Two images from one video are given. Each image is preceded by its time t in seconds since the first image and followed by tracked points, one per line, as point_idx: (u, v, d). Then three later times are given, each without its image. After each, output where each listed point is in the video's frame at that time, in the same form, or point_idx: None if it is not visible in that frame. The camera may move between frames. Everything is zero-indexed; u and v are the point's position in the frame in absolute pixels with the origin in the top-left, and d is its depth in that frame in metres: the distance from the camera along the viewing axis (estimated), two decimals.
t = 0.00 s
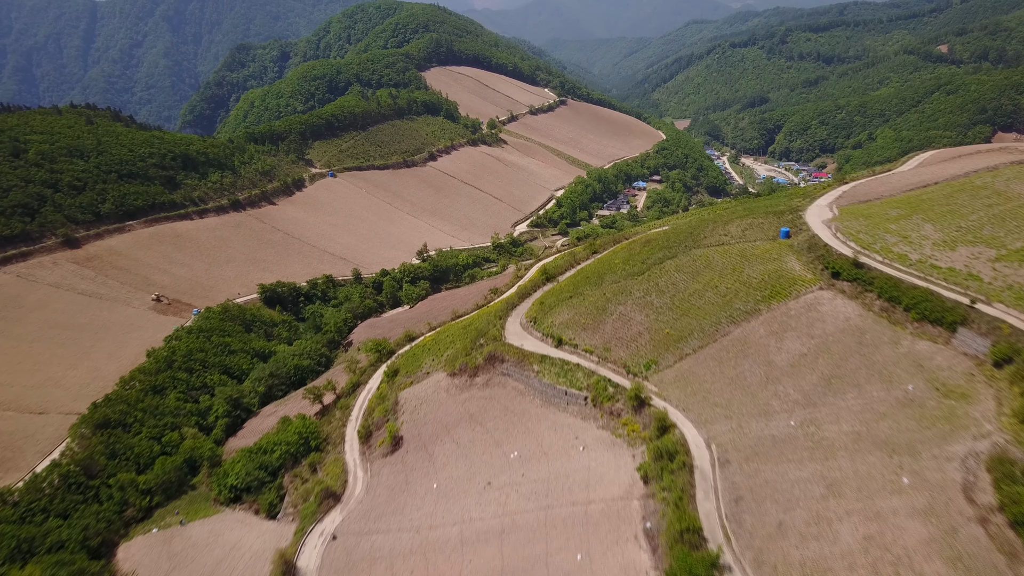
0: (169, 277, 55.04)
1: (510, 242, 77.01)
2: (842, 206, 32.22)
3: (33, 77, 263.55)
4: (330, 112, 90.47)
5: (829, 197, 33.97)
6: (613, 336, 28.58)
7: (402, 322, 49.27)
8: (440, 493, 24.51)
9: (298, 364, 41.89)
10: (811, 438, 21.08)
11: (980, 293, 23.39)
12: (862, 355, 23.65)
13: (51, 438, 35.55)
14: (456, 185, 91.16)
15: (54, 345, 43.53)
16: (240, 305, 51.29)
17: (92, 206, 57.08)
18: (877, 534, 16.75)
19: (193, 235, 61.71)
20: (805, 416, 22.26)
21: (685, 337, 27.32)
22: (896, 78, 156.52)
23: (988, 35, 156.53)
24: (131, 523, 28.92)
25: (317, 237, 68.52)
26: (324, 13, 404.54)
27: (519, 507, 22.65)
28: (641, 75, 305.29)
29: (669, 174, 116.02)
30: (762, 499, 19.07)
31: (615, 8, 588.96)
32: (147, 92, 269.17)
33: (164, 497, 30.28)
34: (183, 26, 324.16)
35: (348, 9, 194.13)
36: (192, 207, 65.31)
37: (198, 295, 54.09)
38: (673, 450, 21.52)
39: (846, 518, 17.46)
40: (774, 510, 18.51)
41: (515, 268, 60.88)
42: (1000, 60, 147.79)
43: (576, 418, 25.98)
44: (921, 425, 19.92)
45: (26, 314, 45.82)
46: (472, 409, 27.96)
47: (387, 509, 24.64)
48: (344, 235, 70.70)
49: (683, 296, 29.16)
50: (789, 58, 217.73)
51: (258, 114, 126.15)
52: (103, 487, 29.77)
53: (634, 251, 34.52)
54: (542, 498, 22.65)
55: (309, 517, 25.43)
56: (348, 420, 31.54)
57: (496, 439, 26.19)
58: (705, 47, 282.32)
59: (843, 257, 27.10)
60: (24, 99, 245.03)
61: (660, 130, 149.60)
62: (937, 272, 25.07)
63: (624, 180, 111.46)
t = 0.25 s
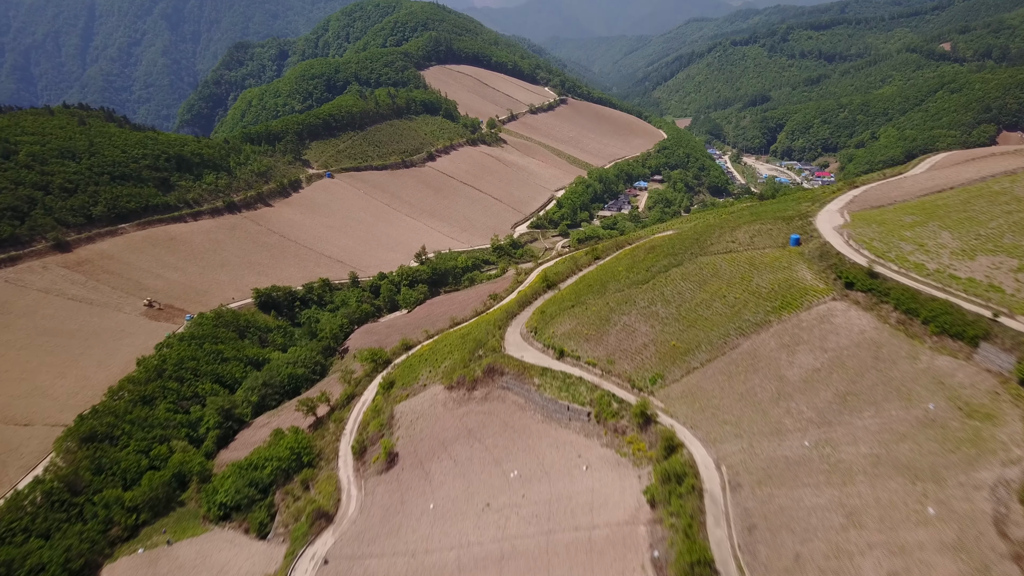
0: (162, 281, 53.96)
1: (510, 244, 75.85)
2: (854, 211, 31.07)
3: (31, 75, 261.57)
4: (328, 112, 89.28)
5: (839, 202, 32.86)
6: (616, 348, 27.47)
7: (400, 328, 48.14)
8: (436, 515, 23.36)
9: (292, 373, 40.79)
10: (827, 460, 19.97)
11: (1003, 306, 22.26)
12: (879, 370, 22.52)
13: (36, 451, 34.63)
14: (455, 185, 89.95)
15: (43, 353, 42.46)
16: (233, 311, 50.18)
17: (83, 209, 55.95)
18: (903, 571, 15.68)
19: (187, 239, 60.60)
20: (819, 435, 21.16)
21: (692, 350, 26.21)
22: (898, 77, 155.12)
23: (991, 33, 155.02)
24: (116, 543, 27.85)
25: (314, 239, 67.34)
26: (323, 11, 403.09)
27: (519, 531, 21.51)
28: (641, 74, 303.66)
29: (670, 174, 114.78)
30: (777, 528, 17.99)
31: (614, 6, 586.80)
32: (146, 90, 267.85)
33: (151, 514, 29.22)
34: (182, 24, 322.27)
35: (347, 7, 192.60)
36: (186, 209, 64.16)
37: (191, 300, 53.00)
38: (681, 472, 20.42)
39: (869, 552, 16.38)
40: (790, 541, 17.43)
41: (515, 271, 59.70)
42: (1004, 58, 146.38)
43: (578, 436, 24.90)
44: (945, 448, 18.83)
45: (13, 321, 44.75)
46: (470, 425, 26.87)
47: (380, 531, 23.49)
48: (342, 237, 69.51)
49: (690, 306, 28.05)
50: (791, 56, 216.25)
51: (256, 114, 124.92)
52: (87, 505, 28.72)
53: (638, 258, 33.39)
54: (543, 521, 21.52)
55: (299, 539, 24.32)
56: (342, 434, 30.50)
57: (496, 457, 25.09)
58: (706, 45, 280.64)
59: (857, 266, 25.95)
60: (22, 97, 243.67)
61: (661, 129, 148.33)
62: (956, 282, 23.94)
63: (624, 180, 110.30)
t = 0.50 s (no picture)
0: (154, 287, 52.83)
1: (510, 247, 74.68)
2: (867, 218, 29.93)
3: (28, 74, 259.67)
4: (325, 112, 88.08)
5: (850, 208, 31.72)
6: (621, 362, 26.35)
7: (397, 335, 47.00)
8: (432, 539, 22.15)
9: (285, 383, 39.68)
10: (846, 486, 18.87)
11: None
12: (898, 389, 21.39)
13: (21, 467, 33.85)
14: (454, 187, 88.74)
15: (31, 362, 41.39)
16: (227, 318, 49.10)
17: (74, 212, 54.78)
18: None
19: (180, 243, 59.46)
20: (837, 458, 20.04)
21: (700, 364, 25.09)
22: (901, 75, 153.72)
23: (995, 31, 153.52)
24: (100, 565, 26.78)
25: (310, 243, 66.17)
26: (322, 10, 401.36)
27: (520, 558, 20.30)
28: (641, 73, 302.10)
29: (672, 174, 113.55)
30: (795, 562, 16.90)
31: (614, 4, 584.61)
32: (144, 90, 266.29)
33: (137, 534, 28.13)
34: (180, 23, 320.61)
35: (345, 6, 191.12)
36: (180, 212, 62.98)
37: (184, 305, 51.87)
38: (692, 498, 19.30)
39: None
40: None
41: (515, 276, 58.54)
42: (1007, 57, 144.94)
43: (582, 455, 23.76)
44: (972, 475, 17.73)
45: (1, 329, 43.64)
46: (469, 442, 25.74)
47: (374, 557, 22.30)
48: (339, 240, 68.35)
49: (697, 317, 26.93)
50: (792, 55, 214.73)
51: (253, 114, 123.66)
52: (71, 525, 27.61)
53: (642, 265, 32.25)
54: (546, 548, 20.33)
55: (289, 564, 23.16)
56: (336, 450, 29.40)
57: (495, 477, 23.94)
58: (706, 43, 278.92)
59: (873, 276, 24.80)
60: (20, 97, 241.85)
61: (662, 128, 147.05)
62: (978, 295, 22.79)
63: (625, 180, 109.07)
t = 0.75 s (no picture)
0: (146, 292, 51.72)
1: (509, 249, 73.50)
2: (880, 224, 28.78)
3: (26, 72, 257.82)
4: (322, 112, 86.86)
5: (862, 213, 30.59)
6: (626, 376, 25.24)
7: (394, 341, 45.90)
8: (429, 565, 21.03)
9: (279, 393, 38.60)
10: (866, 514, 17.77)
11: None
12: (919, 408, 20.28)
13: (4, 482, 32.81)
14: (453, 187, 87.49)
15: (18, 370, 40.34)
16: (220, 323, 48.05)
17: (65, 215, 53.62)
18: None
19: (174, 246, 58.34)
20: (855, 483, 18.94)
21: (709, 379, 23.99)
22: (904, 73, 152.30)
23: (999, 28, 151.86)
24: None
25: (307, 245, 64.97)
26: (321, 8, 399.52)
27: None
28: (642, 70, 300.34)
29: (673, 174, 112.29)
30: None
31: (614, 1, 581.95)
32: (142, 88, 264.74)
33: (123, 555, 27.07)
34: (179, 21, 318.74)
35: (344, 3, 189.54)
36: (173, 214, 61.79)
37: (177, 311, 50.77)
38: (702, 525, 18.24)
39: None
40: None
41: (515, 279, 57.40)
42: (1011, 54, 143.46)
43: (586, 476, 22.66)
44: (1002, 504, 16.63)
45: None
46: (468, 461, 24.68)
47: None
48: (336, 242, 67.20)
49: (705, 329, 25.84)
50: (793, 52, 213.08)
51: (251, 113, 122.38)
52: (53, 545, 26.64)
53: (647, 273, 31.12)
54: None
55: None
56: (330, 466, 28.37)
57: (495, 498, 22.85)
58: (707, 41, 277.05)
59: (889, 287, 23.65)
60: (17, 95, 240.15)
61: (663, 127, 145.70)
62: (1002, 307, 21.65)
63: (626, 180, 107.75)
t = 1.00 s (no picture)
0: (138, 297, 50.60)
1: (510, 251, 72.31)
2: (896, 232, 27.65)
3: (23, 71, 256.01)
4: (319, 112, 85.64)
5: (876, 219, 29.46)
6: (633, 392, 24.16)
7: (392, 348, 44.76)
8: None
9: (272, 403, 37.53)
10: (891, 546, 16.65)
11: None
12: (943, 429, 19.16)
13: None
14: (452, 188, 86.28)
15: (5, 380, 39.27)
16: (213, 330, 46.96)
17: (56, 218, 52.43)
18: None
19: (167, 249, 57.19)
20: (877, 510, 17.83)
21: (720, 396, 22.90)
22: (906, 71, 150.90)
23: (1002, 25, 150.44)
24: None
25: (303, 248, 63.79)
26: (320, 6, 397.57)
27: None
28: (642, 69, 298.87)
29: (675, 174, 111.04)
30: None
31: None
32: (140, 87, 263.21)
33: None
34: (177, 19, 316.99)
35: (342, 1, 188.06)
36: (167, 217, 60.57)
37: (170, 316, 49.67)
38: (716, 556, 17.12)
39: None
40: None
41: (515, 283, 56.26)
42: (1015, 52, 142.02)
43: (591, 498, 21.51)
44: None
45: None
46: (467, 481, 23.51)
47: None
48: (334, 245, 66.08)
49: (715, 342, 24.77)
50: (795, 50, 211.62)
51: (248, 113, 121.07)
52: (34, 566, 25.56)
53: (653, 282, 30.02)
54: None
55: None
56: (324, 484, 27.21)
57: (496, 522, 21.66)
58: (707, 39, 275.30)
59: (909, 300, 22.53)
60: (14, 94, 238.41)
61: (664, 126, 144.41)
62: None
63: (628, 180, 106.50)
